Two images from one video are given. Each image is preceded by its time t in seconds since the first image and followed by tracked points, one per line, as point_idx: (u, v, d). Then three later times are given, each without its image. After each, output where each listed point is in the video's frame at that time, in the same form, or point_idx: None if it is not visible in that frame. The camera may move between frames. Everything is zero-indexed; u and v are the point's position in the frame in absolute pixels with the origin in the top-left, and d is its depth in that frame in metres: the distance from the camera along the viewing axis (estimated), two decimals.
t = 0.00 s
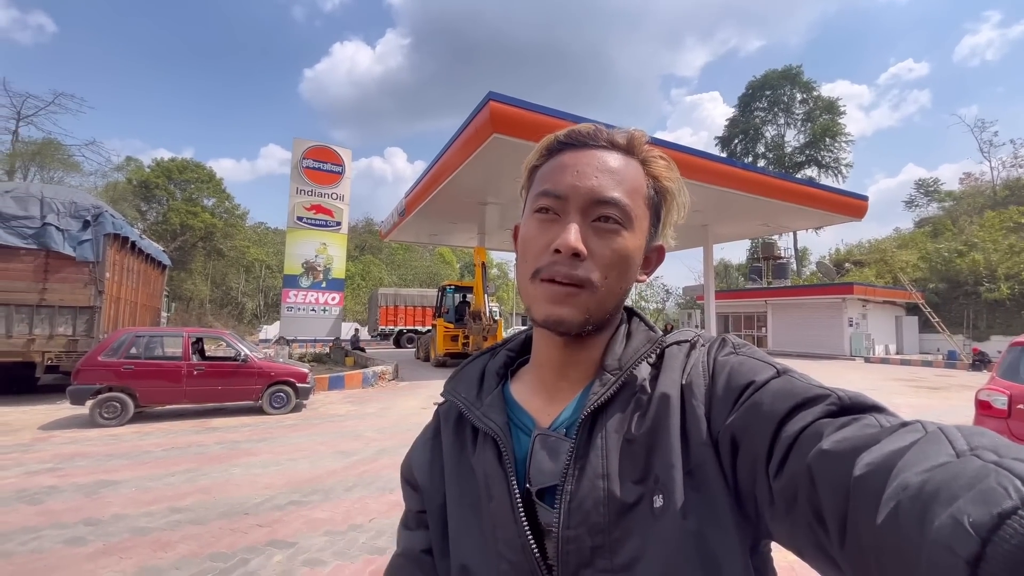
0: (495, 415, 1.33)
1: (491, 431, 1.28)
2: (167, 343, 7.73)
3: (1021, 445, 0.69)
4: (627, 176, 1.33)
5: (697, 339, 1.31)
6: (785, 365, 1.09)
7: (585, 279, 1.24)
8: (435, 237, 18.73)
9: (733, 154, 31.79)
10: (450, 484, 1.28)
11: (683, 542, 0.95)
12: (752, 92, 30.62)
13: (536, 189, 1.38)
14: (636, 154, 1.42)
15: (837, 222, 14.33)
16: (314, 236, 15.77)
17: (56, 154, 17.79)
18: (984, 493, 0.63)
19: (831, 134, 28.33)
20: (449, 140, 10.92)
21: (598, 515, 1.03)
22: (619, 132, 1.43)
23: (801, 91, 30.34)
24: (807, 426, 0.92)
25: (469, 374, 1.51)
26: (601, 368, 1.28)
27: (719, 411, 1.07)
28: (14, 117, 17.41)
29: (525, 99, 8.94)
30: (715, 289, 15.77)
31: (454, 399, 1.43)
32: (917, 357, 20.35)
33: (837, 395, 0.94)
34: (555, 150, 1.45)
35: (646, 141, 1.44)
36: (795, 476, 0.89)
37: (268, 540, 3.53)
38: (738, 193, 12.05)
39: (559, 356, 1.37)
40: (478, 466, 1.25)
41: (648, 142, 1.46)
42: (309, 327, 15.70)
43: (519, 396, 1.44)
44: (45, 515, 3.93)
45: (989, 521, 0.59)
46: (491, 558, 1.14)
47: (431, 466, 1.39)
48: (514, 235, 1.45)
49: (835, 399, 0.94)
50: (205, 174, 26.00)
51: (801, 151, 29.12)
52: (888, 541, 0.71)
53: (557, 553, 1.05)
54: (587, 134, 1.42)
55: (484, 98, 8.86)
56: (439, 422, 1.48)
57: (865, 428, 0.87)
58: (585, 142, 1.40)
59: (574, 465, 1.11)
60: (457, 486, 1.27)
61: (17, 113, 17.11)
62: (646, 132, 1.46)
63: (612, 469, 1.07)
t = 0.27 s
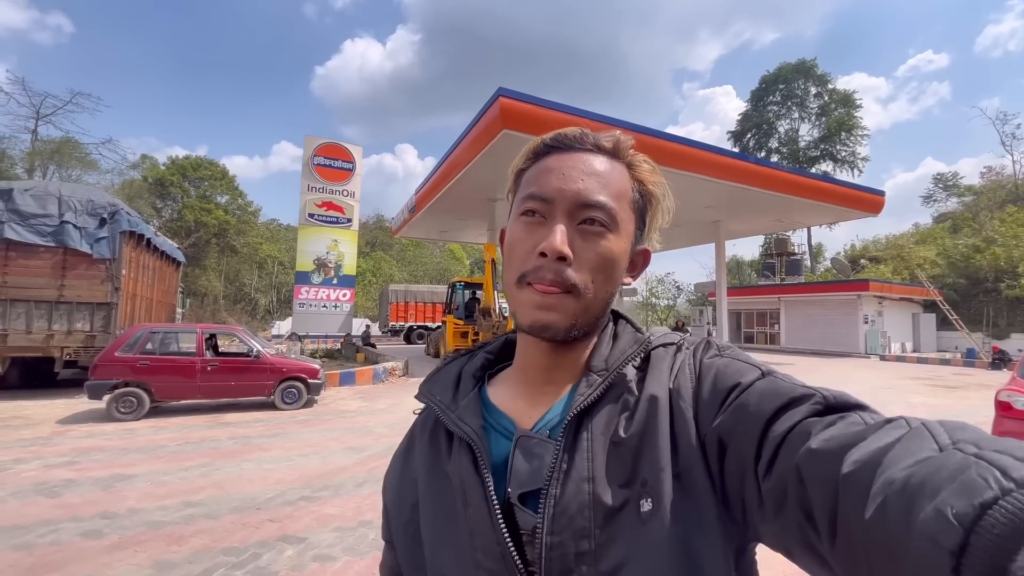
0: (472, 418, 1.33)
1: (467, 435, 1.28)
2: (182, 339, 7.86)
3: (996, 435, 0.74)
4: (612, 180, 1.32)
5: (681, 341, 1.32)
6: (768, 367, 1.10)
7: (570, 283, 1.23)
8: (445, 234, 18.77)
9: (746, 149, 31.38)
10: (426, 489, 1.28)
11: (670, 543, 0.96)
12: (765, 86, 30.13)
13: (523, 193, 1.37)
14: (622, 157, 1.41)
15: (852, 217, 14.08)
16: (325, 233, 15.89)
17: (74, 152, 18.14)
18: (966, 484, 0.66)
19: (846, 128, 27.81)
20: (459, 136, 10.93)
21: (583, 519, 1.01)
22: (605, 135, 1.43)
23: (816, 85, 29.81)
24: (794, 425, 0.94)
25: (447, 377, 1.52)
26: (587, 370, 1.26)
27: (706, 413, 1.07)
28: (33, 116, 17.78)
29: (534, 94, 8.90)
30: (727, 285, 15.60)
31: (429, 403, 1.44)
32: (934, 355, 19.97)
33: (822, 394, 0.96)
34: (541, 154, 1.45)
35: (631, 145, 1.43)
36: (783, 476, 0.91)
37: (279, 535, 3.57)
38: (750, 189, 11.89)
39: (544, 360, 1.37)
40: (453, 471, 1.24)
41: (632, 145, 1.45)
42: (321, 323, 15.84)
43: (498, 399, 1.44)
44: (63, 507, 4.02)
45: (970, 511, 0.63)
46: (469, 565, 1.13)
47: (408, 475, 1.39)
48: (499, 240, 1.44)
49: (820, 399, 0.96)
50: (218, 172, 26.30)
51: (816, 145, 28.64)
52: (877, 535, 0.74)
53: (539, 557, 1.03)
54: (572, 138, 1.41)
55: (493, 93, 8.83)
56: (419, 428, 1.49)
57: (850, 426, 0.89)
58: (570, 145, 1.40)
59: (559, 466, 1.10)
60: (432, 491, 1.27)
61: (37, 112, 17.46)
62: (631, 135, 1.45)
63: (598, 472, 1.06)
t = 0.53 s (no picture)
0: (446, 410, 1.33)
1: (439, 429, 1.28)
2: (196, 336, 7.97)
3: (955, 448, 0.73)
4: (600, 184, 1.29)
5: (659, 342, 1.30)
6: (742, 369, 1.09)
7: (554, 290, 1.22)
8: (454, 231, 18.79)
9: (759, 143, 30.97)
10: (400, 479, 1.30)
11: (637, 543, 0.95)
12: (778, 79, 29.68)
13: (509, 194, 1.35)
14: (611, 158, 1.38)
15: (868, 212, 13.84)
16: (336, 230, 15.99)
17: (91, 152, 18.46)
18: (923, 494, 0.67)
19: (862, 120, 27.31)
20: (468, 133, 10.92)
21: (553, 515, 1.01)
22: (594, 135, 1.39)
23: (830, 77, 29.31)
24: (762, 431, 0.93)
25: (422, 367, 1.53)
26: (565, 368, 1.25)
27: (680, 415, 1.06)
28: (51, 116, 18.10)
29: (543, 89, 8.85)
30: (739, 281, 15.43)
31: (403, 392, 1.45)
32: (953, 351, 19.60)
33: (790, 399, 0.95)
34: (529, 152, 1.42)
35: (621, 146, 1.40)
36: (750, 479, 0.91)
37: (292, 530, 3.61)
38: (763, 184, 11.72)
39: (525, 361, 1.36)
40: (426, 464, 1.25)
41: (622, 146, 1.42)
42: (332, 320, 15.96)
43: (473, 391, 1.44)
44: (82, 500, 4.10)
45: (926, 522, 0.64)
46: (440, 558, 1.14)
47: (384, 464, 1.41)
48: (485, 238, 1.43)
49: (788, 403, 0.94)
50: (231, 170, 26.61)
51: (830, 139, 28.17)
52: (836, 540, 0.74)
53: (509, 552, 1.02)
54: (562, 138, 1.38)
55: (502, 89, 8.80)
56: (396, 419, 1.50)
57: (815, 432, 0.89)
58: (558, 146, 1.37)
59: (532, 464, 1.09)
60: (406, 483, 1.28)
61: (54, 112, 17.79)
62: (621, 136, 1.42)
63: (570, 471, 1.05)
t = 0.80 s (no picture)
0: (452, 413, 1.35)
1: (445, 433, 1.29)
2: (209, 333, 8.07)
3: (962, 445, 0.72)
4: (603, 187, 1.28)
5: (670, 347, 1.28)
6: (753, 373, 1.07)
7: (563, 295, 1.22)
8: (463, 227, 18.80)
9: (769, 137, 30.60)
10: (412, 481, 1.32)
11: (645, 546, 0.95)
12: (790, 71, 29.27)
13: (513, 201, 1.34)
14: (614, 162, 1.37)
15: (882, 205, 13.62)
16: (345, 228, 16.07)
17: (104, 151, 18.73)
18: (933, 491, 0.65)
19: (875, 112, 26.85)
20: (476, 129, 10.91)
21: (560, 517, 1.00)
22: (595, 139, 1.38)
23: (843, 69, 28.86)
24: (772, 432, 0.92)
25: (432, 369, 1.55)
26: (575, 373, 1.24)
27: (690, 418, 1.04)
28: (65, 116, 18.38)
29: (552, 85, 8.80)
30: (750, 277, 15.28)
31: (414, 394, 1.47)
32: (969, 347, 19.28)
33: (799, 401, 0.93)
34: (531, 158, 1.41)
35: (624, 147, 1.39)
36: (760, 482, 0.89)
37: (306, 525, 3.65)
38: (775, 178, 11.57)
39: (535, 364, 1.35)
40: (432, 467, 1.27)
41: (625, 147, 1.40)
42: (342, 317, 16.06)
43: (483, 394, 1.45)
44: (100, 495, 4.18)
45: (936, 520, 0.63)
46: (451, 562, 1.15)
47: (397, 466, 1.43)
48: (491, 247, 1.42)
49: (797, 406, 0.93)
50: (241, 169, 26.86)
51: (843, 132, 27.76)
52: (847, 543, 0.72)
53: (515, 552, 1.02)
54: (564, 143, 1.37)
55: (510, 85, 8.77)
56: (408, 421, 1.51)
57: (825, 432, 0.87)
58: (560, 151, 1.36)
59: (540, 466, 1.08)
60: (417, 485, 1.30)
61: (69, 113, 18.06)
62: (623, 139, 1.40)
63: (578, 473, 1.04)
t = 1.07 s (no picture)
0: (460, 400, 1.36)
1: (453, 420, 1.31)
2: (217, 330, 8.13)
3: (974, 426, 0.72)
4: (605, 175, 1.28)
5: (675, 332, 1.27)
6: (758, 356, 1.07)
7: (568, 283, 1.22)
8: (468, 225, 18.82)
9: (776, 132, 30.36)
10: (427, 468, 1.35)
11: (648, 529, 0.95)
12: (797, 65, 29.01)
13: (515, 193, 1.34)
14: (613, 149, 1.37)
15: (890, 200, 13.50)
16: (351, 226, 16.12)
17: (112, 151, 18.89)
18: (944, 475, 0.66)
19: (884, 106, 26.55)
20: (480, 126, 10.91)
21: (564, 500, 1.02)
22: (595, 127, 1.38)
23: (851, 62, 28.56)
24: (776, 414, 0.92)
25: (442, 358, 1.55)
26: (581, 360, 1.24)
27: (695, 402, 1.04)
28: (74, 117, 18.54)
29: (556, 80, 8.78)
30: (757, 273, 15.19)
31: (425, 381, 1.48)
32: (979, 343, 19.07)
33: (803, 384, 0.93)
34: (531, 150, 1.41)
35: (623, 135, 1.39)
36: (764, 465, 0.90)
37: (314, 519, 3.68)
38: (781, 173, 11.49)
39: (541, 352, 1.36)
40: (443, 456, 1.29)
41: (623, 136, 1.40)
42: (348, 315, 16.12)
43: (493, 383, 1.45)
44: (112, 490, 4.23)
45: (947, 502, 0.63)
46: (463, 547, 1.18)
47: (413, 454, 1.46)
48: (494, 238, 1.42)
49: (802, 388, 0.93)
50: (248, 168, 27.01)
51: (851, 126, 27.48)
52: (855, 526, 0.72)
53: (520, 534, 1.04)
54: (563, 132, 1.36)
55: (515, 81, 8.75)
56: (419, 409, 1.53)
57: (830, 414, 0.87)
58: (560, 141, 1.36)
59: (545, 452, 1.09)
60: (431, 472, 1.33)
61: (77, 113, 18.22)
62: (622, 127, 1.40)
63: (581, 458, 1.05)
